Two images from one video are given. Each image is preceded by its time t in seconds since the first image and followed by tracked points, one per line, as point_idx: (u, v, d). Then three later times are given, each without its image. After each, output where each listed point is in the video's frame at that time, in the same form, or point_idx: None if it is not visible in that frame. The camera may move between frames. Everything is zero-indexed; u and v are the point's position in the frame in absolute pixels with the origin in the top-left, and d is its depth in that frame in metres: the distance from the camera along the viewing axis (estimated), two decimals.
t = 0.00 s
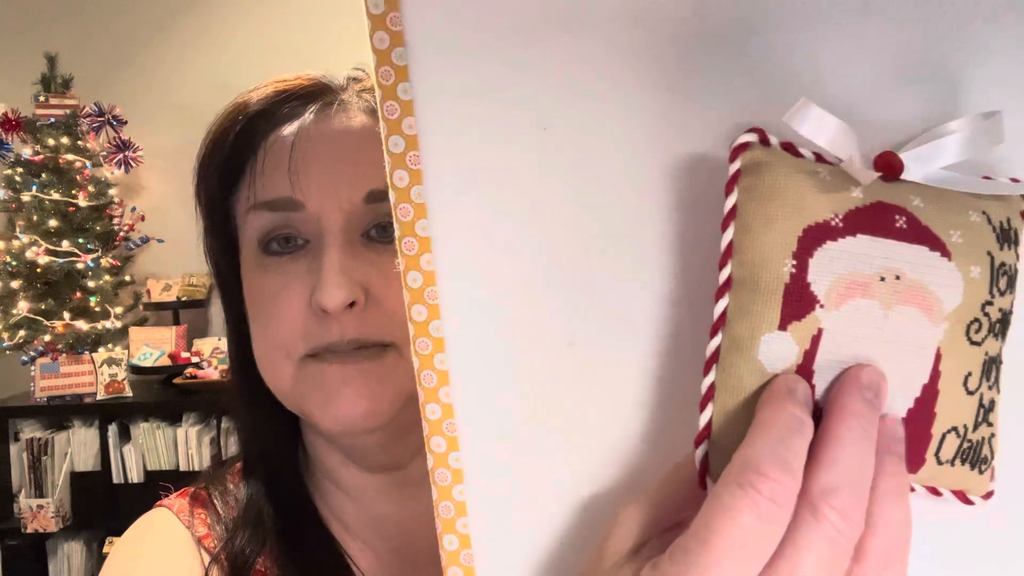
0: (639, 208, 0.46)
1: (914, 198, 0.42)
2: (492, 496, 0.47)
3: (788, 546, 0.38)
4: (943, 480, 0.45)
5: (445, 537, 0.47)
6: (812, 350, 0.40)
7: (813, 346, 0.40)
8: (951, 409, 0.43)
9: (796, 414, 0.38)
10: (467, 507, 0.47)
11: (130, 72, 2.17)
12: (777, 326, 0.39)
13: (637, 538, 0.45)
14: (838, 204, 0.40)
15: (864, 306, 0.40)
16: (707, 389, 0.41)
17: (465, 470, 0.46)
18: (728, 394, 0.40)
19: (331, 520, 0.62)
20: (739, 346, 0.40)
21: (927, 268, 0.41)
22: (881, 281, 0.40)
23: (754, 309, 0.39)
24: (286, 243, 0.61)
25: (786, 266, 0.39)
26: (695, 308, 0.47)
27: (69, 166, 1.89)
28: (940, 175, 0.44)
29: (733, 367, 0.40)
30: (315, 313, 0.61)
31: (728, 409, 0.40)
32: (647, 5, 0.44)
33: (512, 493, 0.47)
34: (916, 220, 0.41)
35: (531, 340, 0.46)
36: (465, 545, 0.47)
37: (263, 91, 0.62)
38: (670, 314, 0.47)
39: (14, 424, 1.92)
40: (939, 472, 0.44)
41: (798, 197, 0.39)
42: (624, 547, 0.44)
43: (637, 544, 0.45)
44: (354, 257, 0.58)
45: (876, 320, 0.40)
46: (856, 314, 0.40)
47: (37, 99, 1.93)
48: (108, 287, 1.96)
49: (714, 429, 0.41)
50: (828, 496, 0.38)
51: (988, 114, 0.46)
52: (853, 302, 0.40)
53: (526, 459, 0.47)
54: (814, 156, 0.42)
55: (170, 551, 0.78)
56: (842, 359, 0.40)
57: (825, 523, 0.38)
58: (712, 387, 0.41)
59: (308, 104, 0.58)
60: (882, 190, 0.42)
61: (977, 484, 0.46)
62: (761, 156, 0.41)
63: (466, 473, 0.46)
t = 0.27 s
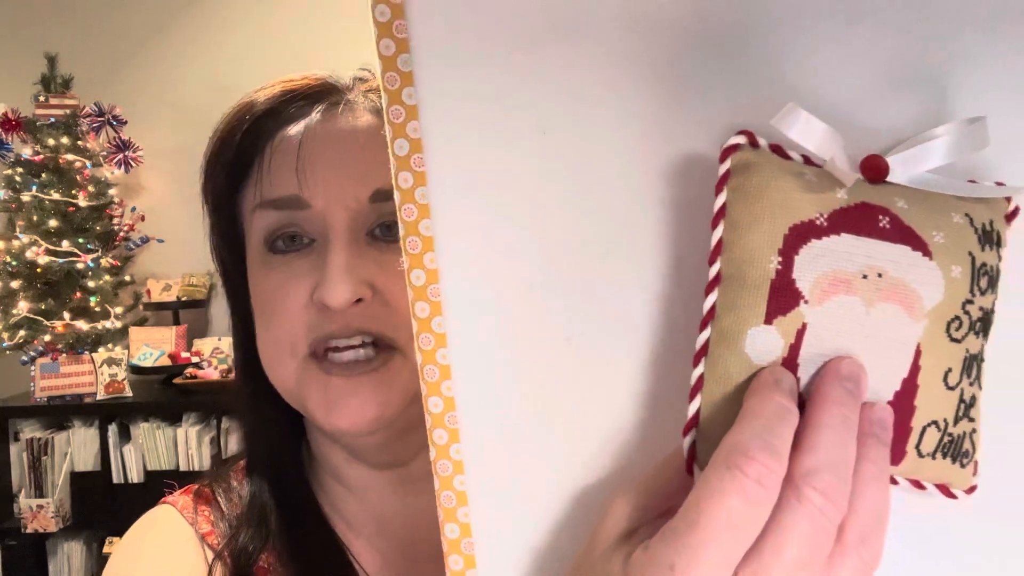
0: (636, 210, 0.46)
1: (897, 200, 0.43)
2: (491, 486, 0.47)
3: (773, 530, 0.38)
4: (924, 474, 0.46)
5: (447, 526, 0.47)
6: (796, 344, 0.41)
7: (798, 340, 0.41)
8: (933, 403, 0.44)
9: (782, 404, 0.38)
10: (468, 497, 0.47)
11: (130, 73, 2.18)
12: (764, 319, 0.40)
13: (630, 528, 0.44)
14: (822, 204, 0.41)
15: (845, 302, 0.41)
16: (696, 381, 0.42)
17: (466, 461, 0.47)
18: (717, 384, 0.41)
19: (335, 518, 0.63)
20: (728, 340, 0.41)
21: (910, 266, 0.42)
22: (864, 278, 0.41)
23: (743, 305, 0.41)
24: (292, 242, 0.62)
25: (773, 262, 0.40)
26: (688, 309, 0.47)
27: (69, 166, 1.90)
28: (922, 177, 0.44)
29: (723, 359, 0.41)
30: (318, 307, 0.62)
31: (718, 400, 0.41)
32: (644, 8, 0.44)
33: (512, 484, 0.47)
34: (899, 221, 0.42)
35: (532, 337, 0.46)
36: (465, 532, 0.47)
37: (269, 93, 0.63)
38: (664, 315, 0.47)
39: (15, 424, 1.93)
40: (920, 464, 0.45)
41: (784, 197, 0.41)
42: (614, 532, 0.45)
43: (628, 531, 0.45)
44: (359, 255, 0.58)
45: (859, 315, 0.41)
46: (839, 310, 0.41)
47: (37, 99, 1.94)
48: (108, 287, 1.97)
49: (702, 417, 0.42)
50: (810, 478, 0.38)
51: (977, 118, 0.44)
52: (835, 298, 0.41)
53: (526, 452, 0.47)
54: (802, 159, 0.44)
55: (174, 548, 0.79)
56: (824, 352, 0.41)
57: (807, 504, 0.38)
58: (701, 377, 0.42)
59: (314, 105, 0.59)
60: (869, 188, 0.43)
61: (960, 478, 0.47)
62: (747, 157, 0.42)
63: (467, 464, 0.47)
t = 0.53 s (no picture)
0: (636, 218, 0.47)
1: (891, 204, 0.43)
2: (491, 482, 0.48)
3: (773, 518, 0.38)
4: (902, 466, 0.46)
5: (449, 522, 0.47)
6: (792, 340, 0.41)
7: (795, 336, 0.41)
8: (915, 398, 0.44)
9: (801, 402, 0.40)
10: (469, 493, 0.48)
11: (129, 72, 2.18)
12: (764, 314, 0.41)
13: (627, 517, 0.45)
14: (822, 204, 0.41)
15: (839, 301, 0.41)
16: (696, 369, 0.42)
17: (466, 459, 0.47)
18: (716, 377, 0.42)
19: (340, 515, 0.63)
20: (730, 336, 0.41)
21: (900, 267, 0.42)
22: (858, 277, 0.41)
23: (743, 298, 0.41)
24: (298, 239, 0.63)
25: (773, 257, 0.40)
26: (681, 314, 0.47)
27: (69, 166, 1.90)
28: (916, 186, 0.44)
29: (723, 353, 0.41)
30: (324, 306, 0.62)
31: (718, 396, 0.42)
32: (646, 7, 0.45)
33: (512, 482, 0.48)
34: (893, 224, 0.43)
35: (533, 339, 0.47)
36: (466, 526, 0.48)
37: (275, 91, 0.63)
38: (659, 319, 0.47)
39: (14, 424, 1.92)
40: (900, 458, 0.45)
41: (785, 196, 0.41)
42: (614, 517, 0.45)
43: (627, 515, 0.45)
44: (364, 253, 0.59)
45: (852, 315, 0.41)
46: (832, 308, 0.41)
47: (37, 99, 1.94)
48: (108, 287, 1.98)
49: (700, 408, 0.42)
50: (816, 463, 0.39)
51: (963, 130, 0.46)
52: (830, 296, 0.41)
53: (526, 450, 0.48)
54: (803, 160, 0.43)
55: (177, 544, 0.79)
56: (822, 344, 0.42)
57: (812, 491, 0.39)
58: (701, 368, 0.42)
59: (320, 104, 0.59)
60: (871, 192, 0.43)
61: (935, 472, 0.47)
62: (757, 154, 0.42)
63: (468, 461, 0.47)
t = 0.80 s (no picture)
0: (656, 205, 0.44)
1: (869, 247, 0.41)
2: (494, 467, 0.48)
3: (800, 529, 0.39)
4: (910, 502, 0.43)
5: (452, 500, 0.49)
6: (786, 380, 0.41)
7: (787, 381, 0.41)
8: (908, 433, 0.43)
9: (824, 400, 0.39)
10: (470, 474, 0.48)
11: (129, 72, 2.19)
12: (756, 358, 0.41)
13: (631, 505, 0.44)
14: (805, 253, 0.40)
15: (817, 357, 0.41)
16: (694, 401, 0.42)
17: (467, 443, 0.48)
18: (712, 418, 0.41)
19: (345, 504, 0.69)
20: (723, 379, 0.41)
21: (876, 310, 0.41)
22: (842, 321, 0.41)
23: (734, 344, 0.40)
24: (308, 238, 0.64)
25: (763, 308, 0.40)
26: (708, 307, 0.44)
27: (69, 166, 1.91)
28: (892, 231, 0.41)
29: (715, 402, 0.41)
30: (335, 304, 0.62)
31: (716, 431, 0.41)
32: None
33: (517, 472, 0.48)
34: (872, 269, 0.41)
35: (534, 330, 0.46)
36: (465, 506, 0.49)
37: (284, 96, 0.66)
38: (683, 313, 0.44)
39: (15, 423, 1.89)
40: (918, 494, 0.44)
41: (772, 248, 0.40)
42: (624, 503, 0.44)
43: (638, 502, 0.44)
44: (373, 251, 0.61)
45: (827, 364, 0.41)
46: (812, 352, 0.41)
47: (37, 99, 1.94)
48: (108, 287, 1.99)
49: (699, 451, 0.42)
50: (868, 497, 0.39)
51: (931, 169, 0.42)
52: (814, 343, 0.41)
53: (531, 441, 0.47)
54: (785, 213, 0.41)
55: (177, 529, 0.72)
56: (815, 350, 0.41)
57: (858, 518, 0.39)
58: (699, 413, 0.42)
59: (331, 108, 0.63)
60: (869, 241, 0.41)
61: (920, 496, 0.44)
62: (744, 211, 0.40)
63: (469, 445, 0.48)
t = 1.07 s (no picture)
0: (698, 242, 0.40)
1: (822, 414, 0.39)
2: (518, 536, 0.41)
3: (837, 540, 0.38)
4: None
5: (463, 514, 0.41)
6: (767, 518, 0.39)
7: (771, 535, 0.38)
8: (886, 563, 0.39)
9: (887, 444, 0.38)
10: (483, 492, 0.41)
11: (129, 72, 2.20)
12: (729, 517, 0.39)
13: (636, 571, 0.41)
14: (760, 423, 0.39)
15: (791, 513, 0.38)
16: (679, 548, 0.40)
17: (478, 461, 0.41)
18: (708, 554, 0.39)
19: (344, 497, 0.72)
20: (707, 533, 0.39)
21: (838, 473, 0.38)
22: (801, 485, 0.38)
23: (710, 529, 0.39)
24: (328, 226, 0.66)
25: (728, 475, 0.39)
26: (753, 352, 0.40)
27: (69, 166, 1.92)
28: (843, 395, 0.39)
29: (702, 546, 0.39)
30: (355, 288, 0.63)
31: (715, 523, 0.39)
32: None
33: (531, 508, 0.41)
34: (826, 433, 0.38)
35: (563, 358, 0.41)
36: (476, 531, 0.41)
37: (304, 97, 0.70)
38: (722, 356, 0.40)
39: (14, 424, 1.91)
40: None
41: (724, 423, 0.39)
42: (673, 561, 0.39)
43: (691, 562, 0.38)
44: (394, 238, 0.63)
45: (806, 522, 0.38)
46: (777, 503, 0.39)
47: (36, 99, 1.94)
48: (108, 287, 1.99)
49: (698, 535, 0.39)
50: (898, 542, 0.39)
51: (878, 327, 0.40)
52: (785, 506, 0.39)
53: (563, 512, 0.41)
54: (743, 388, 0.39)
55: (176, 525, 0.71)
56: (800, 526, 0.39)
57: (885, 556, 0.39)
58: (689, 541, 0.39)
59: (354, 107, 0.68)
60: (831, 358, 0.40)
61: None
62: (706, 393, 0.39)
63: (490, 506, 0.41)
